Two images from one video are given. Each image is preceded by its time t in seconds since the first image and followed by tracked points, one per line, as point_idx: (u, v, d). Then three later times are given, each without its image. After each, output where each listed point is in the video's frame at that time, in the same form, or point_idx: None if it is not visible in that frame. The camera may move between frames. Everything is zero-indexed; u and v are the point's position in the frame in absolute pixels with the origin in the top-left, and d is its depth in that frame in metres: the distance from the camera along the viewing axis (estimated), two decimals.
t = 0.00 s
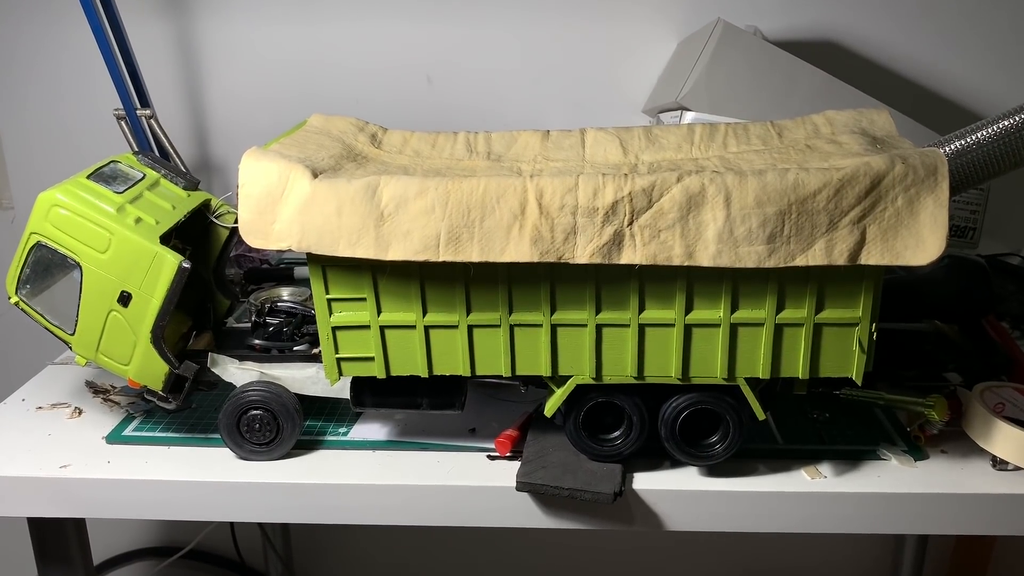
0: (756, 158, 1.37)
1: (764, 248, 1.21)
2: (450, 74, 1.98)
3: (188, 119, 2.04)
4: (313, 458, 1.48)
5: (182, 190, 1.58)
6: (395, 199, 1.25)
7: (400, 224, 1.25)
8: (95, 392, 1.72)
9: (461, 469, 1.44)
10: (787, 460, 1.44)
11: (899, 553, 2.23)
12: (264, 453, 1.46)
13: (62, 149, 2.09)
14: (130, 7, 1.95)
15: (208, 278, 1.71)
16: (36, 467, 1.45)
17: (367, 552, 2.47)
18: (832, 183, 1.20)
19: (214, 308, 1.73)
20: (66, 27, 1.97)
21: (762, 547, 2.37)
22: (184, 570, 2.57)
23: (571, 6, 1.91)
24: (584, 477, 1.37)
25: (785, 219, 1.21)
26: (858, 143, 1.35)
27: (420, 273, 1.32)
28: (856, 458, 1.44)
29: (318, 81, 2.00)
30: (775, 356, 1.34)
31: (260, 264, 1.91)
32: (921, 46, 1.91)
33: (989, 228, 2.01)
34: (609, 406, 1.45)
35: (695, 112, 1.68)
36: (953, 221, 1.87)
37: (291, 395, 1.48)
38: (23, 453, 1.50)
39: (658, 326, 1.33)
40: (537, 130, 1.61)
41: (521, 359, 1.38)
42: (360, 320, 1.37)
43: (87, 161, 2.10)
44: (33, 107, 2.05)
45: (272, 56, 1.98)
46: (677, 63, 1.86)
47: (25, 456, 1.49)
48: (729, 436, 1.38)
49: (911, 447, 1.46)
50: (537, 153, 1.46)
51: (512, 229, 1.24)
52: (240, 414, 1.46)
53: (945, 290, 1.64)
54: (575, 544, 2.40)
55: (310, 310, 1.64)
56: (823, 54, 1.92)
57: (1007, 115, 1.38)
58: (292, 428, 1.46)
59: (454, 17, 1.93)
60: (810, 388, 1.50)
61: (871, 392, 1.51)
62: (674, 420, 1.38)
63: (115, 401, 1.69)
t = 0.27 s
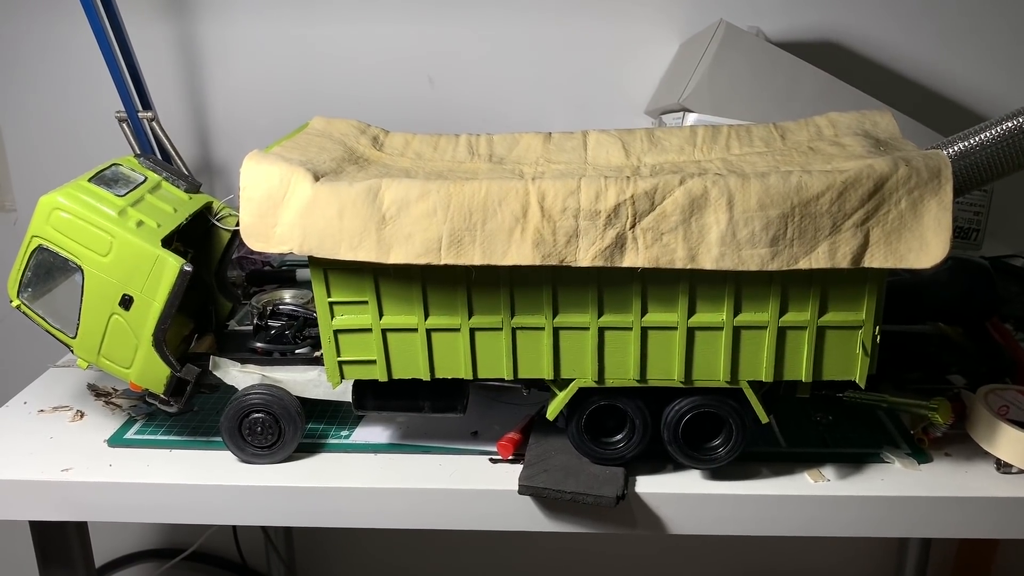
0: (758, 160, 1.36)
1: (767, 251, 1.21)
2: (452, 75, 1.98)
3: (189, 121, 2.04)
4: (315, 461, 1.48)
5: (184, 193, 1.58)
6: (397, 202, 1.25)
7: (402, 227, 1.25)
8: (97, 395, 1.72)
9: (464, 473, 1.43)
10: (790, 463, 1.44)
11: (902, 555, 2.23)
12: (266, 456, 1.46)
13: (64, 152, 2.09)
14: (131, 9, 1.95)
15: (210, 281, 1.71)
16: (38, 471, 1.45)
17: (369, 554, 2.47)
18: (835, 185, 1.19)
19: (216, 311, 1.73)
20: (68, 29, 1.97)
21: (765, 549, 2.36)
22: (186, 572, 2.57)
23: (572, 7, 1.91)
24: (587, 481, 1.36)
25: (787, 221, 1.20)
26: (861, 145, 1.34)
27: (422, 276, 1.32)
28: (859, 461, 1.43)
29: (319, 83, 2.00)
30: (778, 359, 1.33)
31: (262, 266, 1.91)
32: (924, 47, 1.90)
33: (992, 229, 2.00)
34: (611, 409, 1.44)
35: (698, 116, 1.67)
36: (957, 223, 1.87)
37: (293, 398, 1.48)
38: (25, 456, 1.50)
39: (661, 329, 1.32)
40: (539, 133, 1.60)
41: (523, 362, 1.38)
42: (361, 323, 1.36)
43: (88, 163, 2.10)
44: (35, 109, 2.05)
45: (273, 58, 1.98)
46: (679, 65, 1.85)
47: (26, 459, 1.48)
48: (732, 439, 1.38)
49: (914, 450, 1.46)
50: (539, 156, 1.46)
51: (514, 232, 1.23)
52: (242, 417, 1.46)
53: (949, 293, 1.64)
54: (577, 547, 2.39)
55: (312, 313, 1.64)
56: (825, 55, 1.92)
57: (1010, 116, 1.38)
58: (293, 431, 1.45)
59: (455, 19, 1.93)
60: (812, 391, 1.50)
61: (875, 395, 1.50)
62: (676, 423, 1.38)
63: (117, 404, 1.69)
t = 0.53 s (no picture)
0: (761, 159, 1.36)
1: (771, 251, 1.20)
2: (453, 74, 1.98)
3: (190, 121, 2.04)
4: (317, 462, 1.47)
5: (185, 193, 1.58)
6: (398, 202, 1.25)
7: (403, 227, 1.24)
8: (98, 395, 1.72)
9: (466, 473, 1.43)
10: (794, 464, 1.43)
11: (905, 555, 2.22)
12: (267, 456, 1.46)
13: (65, 152, 2.09)
14: (132, 9, 1.94)
15: (211, 281, 1.71)
16: (39, 471, 1.44)
17: (370, 555, 2.46)
18: (839, 184, 1.19)
19: (217, 311, 1.72)
20: (69, 29, 1.97)
21: (768, 549, 2.36)
22: (188, 572, 2.57)
23: (574, 6, 1.90)
24: (589, 481, 1.36)
25: (791, 221, 1.20)
26: (865, 144, 1.34)
27: (423, 276, 1.31)
28: (863, 462, 1.43)
29: (321, 82, 1.99)
30: (781, 359, 1.33)
31: (264, 266, 1.91)
32: (927, 45, 1.90)
33: (996, 228, 2.00)
34: (614, 410, 1.44)
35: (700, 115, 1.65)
36: (961, 222, 1.86)
37: (294, 398, 1.47)
38: (26, 457, 1.49)
39: (663, 329, 1.32)
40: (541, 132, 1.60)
41: (525, 362, 1.37)
42: (363, 324, 1.36)
43: (90, 164, 2.10)
44: (36, 109, 2.05)
45: (274, 58, 1.97)
46: (681, 63, 1.85)
47: (27, 460, 1.48)
48: (736, 439, 1.37)
49: (918, 451, 1.45)
50: (541, 155, 1.45)
51: (516, 232, 1.23)
52: (243, 417, 1.45)
53: (953, 293, 1.63)
54: (580, 547, 2.39)
55: (313, 313, 1.64)
56: (828, 54, 1.91)
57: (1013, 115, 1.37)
58: (295, 432, 1.45)
59: (457, 18, 1.92)
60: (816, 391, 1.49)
61: (879, 395, 1.50)
62: (679, 423, 1.37)
63: (118, 405, 1.68)
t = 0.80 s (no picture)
0: (763, 156, 1.35)
1: (772, 248, 1.20)
2: (454, 72, 1.97)
3: (191, 118, 2.04)
4: (318, 459, 1.47)
5: (185, 190, 1.58)
6: (398, 199, 1.24)
7: (403, 224, 1.24)
8: (99, 393, 1.72)
9: (467, 471, 1.43)
10: (795, 461, 1.43)
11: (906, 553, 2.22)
12: (268, 454, 1.46)
13: (65, 149, 2.09)
14: (132, 6, 1.94)
15: (212, 278, 1.71)
16: (40, 469, 1.44)
17: (372, 552, 2.46)
18: (840, 181, 1.19)
19: (218, 308, 1.72)
20: (69, 27, 1.96)
21: (769, 547, 2.35)
22: (190, 570, 2.57)
23: (575, 3, 1.90)
24: (591, 479, 1.35)
25: (792, 218, 1.19)
26: (867, 141, 1.33)
27: (424, 274, 1.31)
28: (864, 459, 1.42)
29: (321, 79, 1.99)
30: (783, 356, 1.32)
31: (264, 264, 1.91)
32: (929, 42, 1.89)
33: (998, 226, 1.99)
34: (614, 407, 1.44)
35: (701, 112, 1.67)
36: (963, 219, 1.86)
37: (295, 396, 1.47)
38: (27, 454, 1.49)
39: (665, 326, 1.32)
40: (541, 129, 1.59)
41: (526, 359, 1.37)
42: (363, 321, 1.36)
43: (90, 161, 2.09)
44: (36, 107, 2.05)
45: (275, 55, 1.97)
46: (682, 60, 1.84)
47: (28, 458, 1.48)
48: (737, 436, 1.37)
49: (920, 448, 1.45)
50: (542, 152, 1.45)
51: (517, 229, 1.23)
52: (244, 415, 1.45)
53: (956, 290, 1.62)
54: (581, 545, 2.39)
55: (313, 311, 1.64)
56: (830, 51, 1.91)
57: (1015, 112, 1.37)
58: (295, 429, 1.45)
59: (457, 15, 1.92)
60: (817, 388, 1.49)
61: (880, 392, 1.49)
62: (680, 420, 1.37)
63: (119, 402, 1.68)
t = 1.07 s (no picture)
0: (765, 152, 1.35)
1: (774, 244, 1.19)
2: (455, 68, 1.97)
3: (191, 114, 2.03)
4: (318, 456, 1.47)
5: (185, 186, 1.57)
6: (399, 194, 1.24)
7: (404, 220, 1.24)
8: (99, 389, 1.72)
9: (467, 468, 1.42)
10: (796, 458, 1.43)
11: (907, 550, 2.22)
12: (268, 450, 1.45)
13: (65, 146, 2.08)
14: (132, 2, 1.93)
15: (212, 274, 1.70)
16: (40, 466, 1.44)
17: (373, 550, 2.46)
18: (843, 177, 1.18)
19: (218, 304, 1.72)
20: (69, 22, 1.96)
21: (770, 544, 2.35)
22: (190, 567, 2.57)
23: None
24: (592, 476, 1.35)
25: (794, 214, 1.19)
26: (869, 137, 1.33)
27: (425, 270, 1.31)
28: (866, 456, 1.42)
29: (322, 76, 1.98)
30: (785, 353, 1.32)
31: (265, 260, 1.90)
32: (931, 39, 1.88)
33: (1000, 223, 1.99)
34: (616, 404, 1.43)
35: (703, 108, 1.69)
36: (965, 216, 1.85)
37: (295, 392, 1.47)
38: (27, 450, 1.49)
39: (666, 323, 1.31)
40: (543, 125, 1.59)
41: (527, 356, 1.37)
42: (364, 317, 1.35)
43: (90, 158, 2.09)
44: (36, 103, 2.04)
45: (275, 51, 1.96)
46: (684, 57, 1.84)
47: (28, 454, 1.48)
48: (738, 433, 1.36)
49: (922, 445, 1.44)
50: (543, 148, 1.44)
51: (518, 225, 1.22)
52: (244, 412, 1.45)
53: (959, 286, 1.61)
54: (582, 542, 2.38)
55: (313, 308, 1.64)
56: (832, 48, 1.90)
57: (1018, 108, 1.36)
58: (296, 426, 1.44)
59: (458, 11, 1.91)
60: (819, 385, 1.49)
61: (883, 389, 1.50)
62: (682, 417, 1.37)
63: (119, 399, 1.68)
